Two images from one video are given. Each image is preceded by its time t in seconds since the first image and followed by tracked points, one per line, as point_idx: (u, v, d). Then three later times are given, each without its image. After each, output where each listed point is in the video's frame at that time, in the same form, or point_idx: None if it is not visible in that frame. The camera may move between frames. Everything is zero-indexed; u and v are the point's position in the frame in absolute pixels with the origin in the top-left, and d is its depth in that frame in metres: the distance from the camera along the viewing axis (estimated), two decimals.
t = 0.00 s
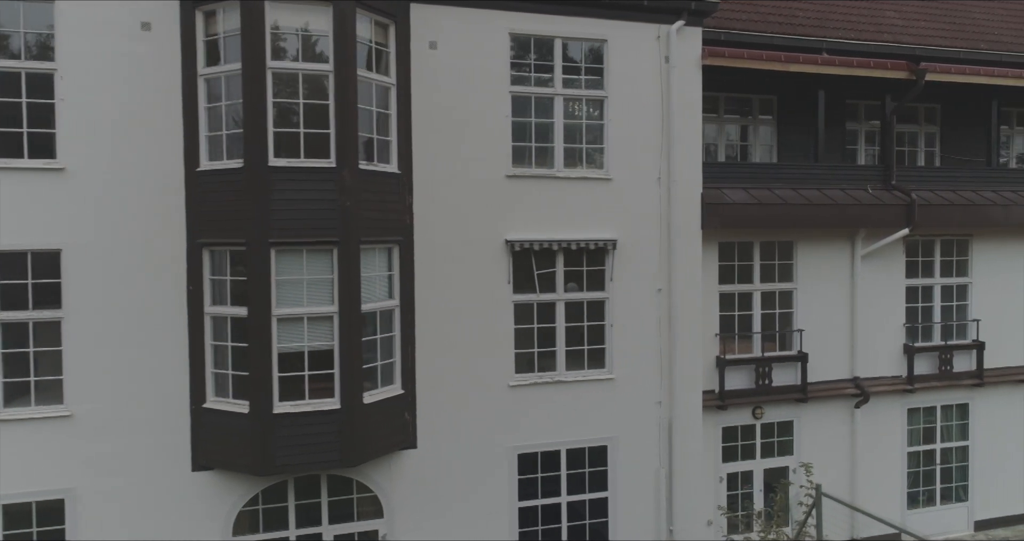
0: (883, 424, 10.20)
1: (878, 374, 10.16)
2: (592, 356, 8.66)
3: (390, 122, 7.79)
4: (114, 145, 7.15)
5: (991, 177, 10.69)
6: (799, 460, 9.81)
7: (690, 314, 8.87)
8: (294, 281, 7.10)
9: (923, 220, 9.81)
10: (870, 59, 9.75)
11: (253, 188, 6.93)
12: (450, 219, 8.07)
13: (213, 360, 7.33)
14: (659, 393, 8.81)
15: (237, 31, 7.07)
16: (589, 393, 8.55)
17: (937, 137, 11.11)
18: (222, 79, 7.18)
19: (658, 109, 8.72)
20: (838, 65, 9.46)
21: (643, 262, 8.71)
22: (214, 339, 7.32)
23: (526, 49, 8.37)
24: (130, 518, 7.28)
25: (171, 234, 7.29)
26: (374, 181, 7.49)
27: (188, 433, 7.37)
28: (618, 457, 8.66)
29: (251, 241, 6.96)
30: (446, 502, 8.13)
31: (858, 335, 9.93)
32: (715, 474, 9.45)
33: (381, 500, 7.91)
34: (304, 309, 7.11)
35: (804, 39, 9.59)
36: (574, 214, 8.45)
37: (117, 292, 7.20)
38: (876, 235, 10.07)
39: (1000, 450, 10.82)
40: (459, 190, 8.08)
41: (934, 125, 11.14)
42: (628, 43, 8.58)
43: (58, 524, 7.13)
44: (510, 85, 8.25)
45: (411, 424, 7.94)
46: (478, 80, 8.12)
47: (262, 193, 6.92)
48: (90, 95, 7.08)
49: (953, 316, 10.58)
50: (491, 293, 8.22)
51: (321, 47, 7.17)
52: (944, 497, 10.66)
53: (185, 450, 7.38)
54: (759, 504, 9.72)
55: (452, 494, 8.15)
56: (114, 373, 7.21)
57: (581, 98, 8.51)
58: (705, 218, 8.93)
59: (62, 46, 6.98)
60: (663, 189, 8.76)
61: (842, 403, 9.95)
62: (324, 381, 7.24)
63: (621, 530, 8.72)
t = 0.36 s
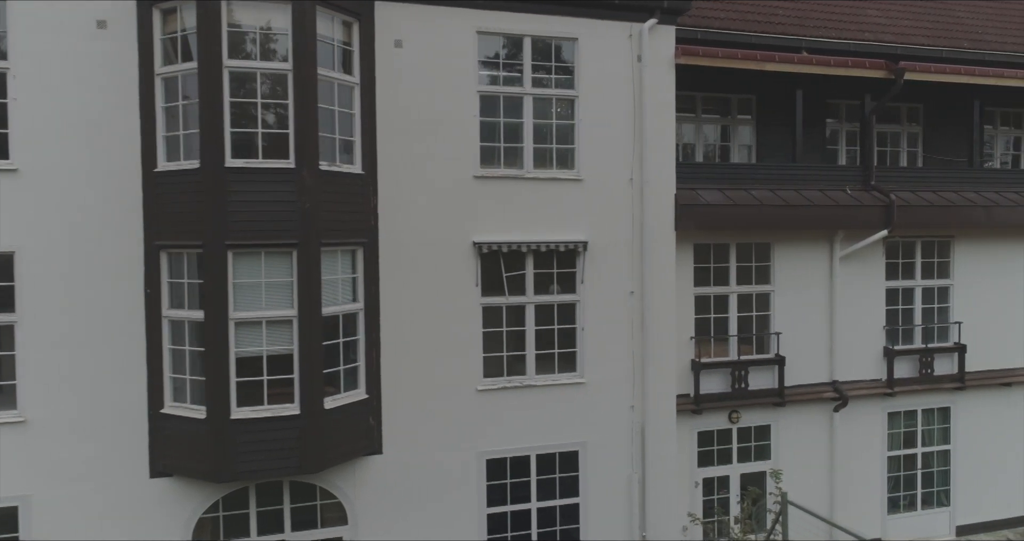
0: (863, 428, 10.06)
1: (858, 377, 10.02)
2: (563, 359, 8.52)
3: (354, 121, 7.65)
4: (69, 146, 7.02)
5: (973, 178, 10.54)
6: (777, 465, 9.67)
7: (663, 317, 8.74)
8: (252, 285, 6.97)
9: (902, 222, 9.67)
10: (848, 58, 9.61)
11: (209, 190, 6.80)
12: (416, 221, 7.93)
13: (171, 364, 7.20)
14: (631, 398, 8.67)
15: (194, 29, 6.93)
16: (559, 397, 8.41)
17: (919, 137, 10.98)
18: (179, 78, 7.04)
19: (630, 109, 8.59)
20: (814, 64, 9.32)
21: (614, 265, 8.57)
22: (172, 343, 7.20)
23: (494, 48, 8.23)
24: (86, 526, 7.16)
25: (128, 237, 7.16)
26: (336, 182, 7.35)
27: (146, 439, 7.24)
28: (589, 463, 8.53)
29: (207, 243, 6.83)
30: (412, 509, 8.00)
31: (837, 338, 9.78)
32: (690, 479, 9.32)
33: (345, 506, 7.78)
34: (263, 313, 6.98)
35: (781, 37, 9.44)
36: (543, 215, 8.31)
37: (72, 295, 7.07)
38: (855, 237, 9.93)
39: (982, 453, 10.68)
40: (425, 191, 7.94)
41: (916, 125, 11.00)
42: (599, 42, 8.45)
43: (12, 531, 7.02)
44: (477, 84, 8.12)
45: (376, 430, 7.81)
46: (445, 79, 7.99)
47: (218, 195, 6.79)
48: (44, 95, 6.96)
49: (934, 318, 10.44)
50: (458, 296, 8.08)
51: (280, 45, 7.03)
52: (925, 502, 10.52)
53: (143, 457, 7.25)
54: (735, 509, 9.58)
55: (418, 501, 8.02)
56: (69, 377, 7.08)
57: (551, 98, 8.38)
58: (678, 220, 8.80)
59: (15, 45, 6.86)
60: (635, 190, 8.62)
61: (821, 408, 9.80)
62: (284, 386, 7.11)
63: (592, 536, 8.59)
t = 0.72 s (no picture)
0: (842, 432, 9.89)
1: (837, 381, 9.85)
2: (532, 363, 8.36)
3: (315, 121, 7.49)
4: (21, 146, 6.88)
5: (955, 178, 10.38)
6: (753, 470, 9.51)
7: (635, 320, 8.58)
8: (207, 287, 6.82)
9: (881, 223, 9.51)
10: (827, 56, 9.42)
11: (162, 190, 6.64)
12: (380, 222, 7.77)
13: (126, 369, 7.05)
14: (602, 403, 8.51)
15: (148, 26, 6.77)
16: (529, 401, 8.25)
17: (902, 136, 10.83)
18: (133, 76, 6.89)
19: (601, 108, 8.42)
20: (791, 62, 9.13)
21: (585, 266, 8.41)
22: (128, 347, 7.05)
23: (461, 46, 8.07)
24: (39, 533, 7.00)
25: (81, 238, 7.00)
26: (295, 182, 7.19)
27: (101, 445, 7.08)
28: (559, 469, 8.37)
29: (161, 245, 6.67)
30: (376, 516, 7.84)
31: (816, 341, 9.61)
32: (664, 484, 9.16)
33: (307, 513, 7.62)
34: (218, 316, 6.82)
35: (758, 35, 9.26)
36: (512, 216, 8.15)
37: (24, 298, 6.92)
38: (834, 238, 9.75)
39: (964, 458, 10.52)
40: (389, 191, 7.79)
41: (898, 125, 10.83)
42: (569, 40, 8.28)
43: None
44: (444, 83, 7.96)
45: (339, 435, 7.65)
46: (410, 77, 7.83)
47: (172, 196, 6.64)
48: None
49: (916, 321, 10.27)
50: (424, 299, 7.92)
51: (236, 42, 6.85)
52: (906, 508, 10.36)
53: (97, 463, 7.09)
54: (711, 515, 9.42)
55: (383, 508, 7.86)
56: (21, 382, 6.93)
57: (520, 96, 8.21)
58: (651, 221, 8.65)
59: None
60: (607, 191, 8.46)
61: (799, 412, 9.63)
62: (241, 391, 6.96)
63: None
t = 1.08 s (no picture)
0: (822, 437, 9.69)
1: (817, 385, 9.66)
2: (501, 368, 8.17)
3: (274, 119, 7.30)
4: None
5: (939, 178, 10.18)
6: (731, 476, 9.33)
7: (607, 324, 8.39)
8: (159, 290, 6.63)
9: (861, 224, 9.32)
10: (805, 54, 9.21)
11: (111, 191, 6.46)
12: (342, 223, 7.57)
13: (77, 374, 6.87)
14: (573, 408, 8.33)
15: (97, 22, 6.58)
16: (497, 407, 8.07)
17: (886, 136, 10.65)
18: (83, 74, 6.70)
19: (571, 106, 8.23)
20: (768, 59, 8.92)
21: (555, 268, 8.22)
22: (79, 352, 6.86)
23: (427, 43, 7.88)
24: None
25: (31, 239, 6.82)
26: (252, 182, 7.01)
27: (52, 452, 6.90)
28: (528, 475, 8.19)
29: (110, 247, 6.49)
30: (339, 524, 7.66)
31: (794, 345, 9.42)
32: (639, 491, 8.97)
33: (266, 521, 7.44)
34: (170, 320, 6.64)
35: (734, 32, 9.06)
36: (479, 217, 7.96)
37: None
38: (813, 239, 9.56)
39: (948, 463, 10.32)
40: (351, 192, 7.60)
41: (881, 123, 10.65)
42: (538, 36, 8.08)
43: None
44: (408, 80, 7.76)
45: (299, 441, 7.48)
46: (374, 75, 7.63)
47: (121, 196, 6.45)
48: None
49: (898, 324, 10.07)
50: (388, 302, 7.73)
51: (188, 39, 6.65)
52: (888, 514, 10.16)
53: (48, 471, 6.91)
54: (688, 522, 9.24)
55: (346, 515, 7.67)
56: None
57: (487, 94, 8.02)
58: (623, 222, 8.47)
59: None
60: (578, 191, 8.28)
61: (778, 416, 9.44)
62: (194, 397, 6.78)
63: None
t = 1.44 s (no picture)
0: (802, 443, 9.47)
1: (797, 390, 9.44)
2: (468, 372, 7.96)
3: (230, 118, 7.11)
4: None
5: (921, 177, 9.97)
6: (707, 483, 9.12)
7: (577, 327, 8.18)
8: (107, 293, 6.44)
9: (841, 225, 9.10)
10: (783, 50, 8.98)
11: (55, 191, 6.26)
12: (301, 224, 7.37)
13: (24, 380, 6.67)
14: (543, 413, 8.13)
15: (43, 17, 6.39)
16: (463, 412, 7.86)
17: (869, 135, 10.45)
18: (29, 71, 6.51)
19: (540, 104, 8.01)
20: (743, 55, 8.69)
21: (523, 270, 8.01)
22: (26, 357, 6.67)
23: (390, 40, 7.68)
24: None
25: None
26: (205, 182, 6.81)
27: None
28: (496, 483, 7.98)
29: (55, 249, 6.29)
30: (299, 533, 7.45)
31: (772, 349, 9.21)
32: (612, 498, 8.76)
33: (223, 531, 7.24)
34: (119, 324, 6.45)
35: (709, 28, 8.84)
36: (444, 218, 7.74)
37: None
38: (792, 240, 9.34)
39: (932, 469, 10.11)
40: (311, 192, 7.39)
41: (864, 122, 10.46)
42: (505, 32, 7.88)
43: None
44: (370, 77, 7.55)
45: (256, 449, 7.27)
46: (334, 71, 7.43)
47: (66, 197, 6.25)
48: None
49: (880, 326, 9.86)
50: (350, 305, 7.52)
51: (137, 34, 6.47)
52: (871, 521, 9.94)
53: None
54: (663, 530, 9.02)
55: (306, 524, 7.47)
56: None
57: (452, 91, 7.81)
58: (595, 223, 8.26)
59: None
60: (547, 192, 8.06)
61: (756, 422, 9.22)
62: (144, 403, 6.59)
63: None
